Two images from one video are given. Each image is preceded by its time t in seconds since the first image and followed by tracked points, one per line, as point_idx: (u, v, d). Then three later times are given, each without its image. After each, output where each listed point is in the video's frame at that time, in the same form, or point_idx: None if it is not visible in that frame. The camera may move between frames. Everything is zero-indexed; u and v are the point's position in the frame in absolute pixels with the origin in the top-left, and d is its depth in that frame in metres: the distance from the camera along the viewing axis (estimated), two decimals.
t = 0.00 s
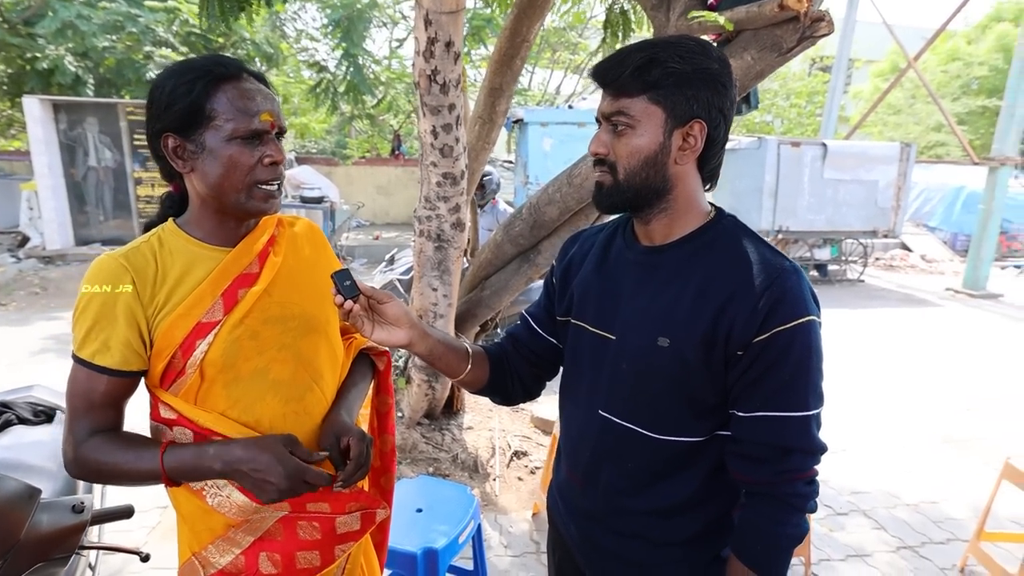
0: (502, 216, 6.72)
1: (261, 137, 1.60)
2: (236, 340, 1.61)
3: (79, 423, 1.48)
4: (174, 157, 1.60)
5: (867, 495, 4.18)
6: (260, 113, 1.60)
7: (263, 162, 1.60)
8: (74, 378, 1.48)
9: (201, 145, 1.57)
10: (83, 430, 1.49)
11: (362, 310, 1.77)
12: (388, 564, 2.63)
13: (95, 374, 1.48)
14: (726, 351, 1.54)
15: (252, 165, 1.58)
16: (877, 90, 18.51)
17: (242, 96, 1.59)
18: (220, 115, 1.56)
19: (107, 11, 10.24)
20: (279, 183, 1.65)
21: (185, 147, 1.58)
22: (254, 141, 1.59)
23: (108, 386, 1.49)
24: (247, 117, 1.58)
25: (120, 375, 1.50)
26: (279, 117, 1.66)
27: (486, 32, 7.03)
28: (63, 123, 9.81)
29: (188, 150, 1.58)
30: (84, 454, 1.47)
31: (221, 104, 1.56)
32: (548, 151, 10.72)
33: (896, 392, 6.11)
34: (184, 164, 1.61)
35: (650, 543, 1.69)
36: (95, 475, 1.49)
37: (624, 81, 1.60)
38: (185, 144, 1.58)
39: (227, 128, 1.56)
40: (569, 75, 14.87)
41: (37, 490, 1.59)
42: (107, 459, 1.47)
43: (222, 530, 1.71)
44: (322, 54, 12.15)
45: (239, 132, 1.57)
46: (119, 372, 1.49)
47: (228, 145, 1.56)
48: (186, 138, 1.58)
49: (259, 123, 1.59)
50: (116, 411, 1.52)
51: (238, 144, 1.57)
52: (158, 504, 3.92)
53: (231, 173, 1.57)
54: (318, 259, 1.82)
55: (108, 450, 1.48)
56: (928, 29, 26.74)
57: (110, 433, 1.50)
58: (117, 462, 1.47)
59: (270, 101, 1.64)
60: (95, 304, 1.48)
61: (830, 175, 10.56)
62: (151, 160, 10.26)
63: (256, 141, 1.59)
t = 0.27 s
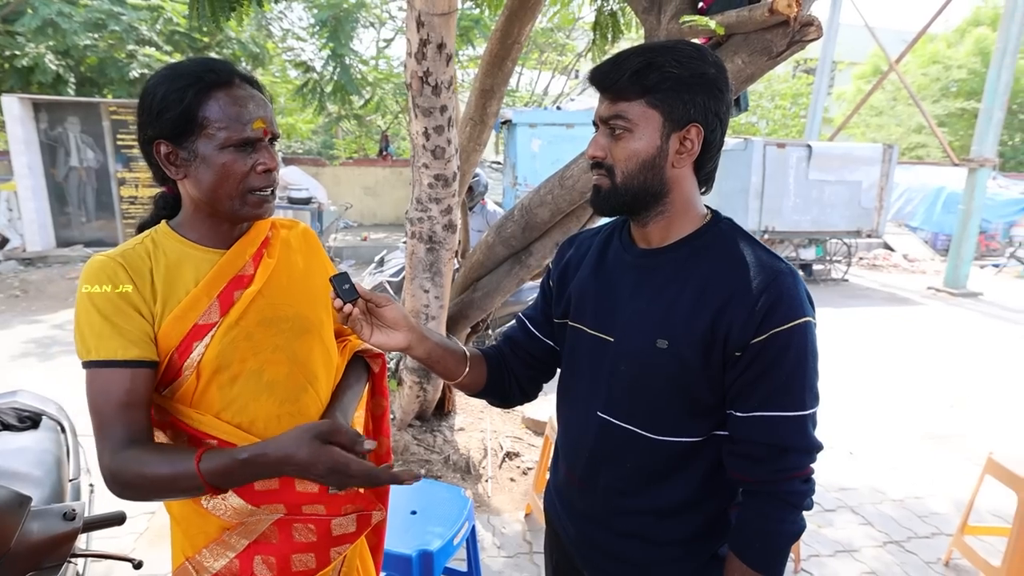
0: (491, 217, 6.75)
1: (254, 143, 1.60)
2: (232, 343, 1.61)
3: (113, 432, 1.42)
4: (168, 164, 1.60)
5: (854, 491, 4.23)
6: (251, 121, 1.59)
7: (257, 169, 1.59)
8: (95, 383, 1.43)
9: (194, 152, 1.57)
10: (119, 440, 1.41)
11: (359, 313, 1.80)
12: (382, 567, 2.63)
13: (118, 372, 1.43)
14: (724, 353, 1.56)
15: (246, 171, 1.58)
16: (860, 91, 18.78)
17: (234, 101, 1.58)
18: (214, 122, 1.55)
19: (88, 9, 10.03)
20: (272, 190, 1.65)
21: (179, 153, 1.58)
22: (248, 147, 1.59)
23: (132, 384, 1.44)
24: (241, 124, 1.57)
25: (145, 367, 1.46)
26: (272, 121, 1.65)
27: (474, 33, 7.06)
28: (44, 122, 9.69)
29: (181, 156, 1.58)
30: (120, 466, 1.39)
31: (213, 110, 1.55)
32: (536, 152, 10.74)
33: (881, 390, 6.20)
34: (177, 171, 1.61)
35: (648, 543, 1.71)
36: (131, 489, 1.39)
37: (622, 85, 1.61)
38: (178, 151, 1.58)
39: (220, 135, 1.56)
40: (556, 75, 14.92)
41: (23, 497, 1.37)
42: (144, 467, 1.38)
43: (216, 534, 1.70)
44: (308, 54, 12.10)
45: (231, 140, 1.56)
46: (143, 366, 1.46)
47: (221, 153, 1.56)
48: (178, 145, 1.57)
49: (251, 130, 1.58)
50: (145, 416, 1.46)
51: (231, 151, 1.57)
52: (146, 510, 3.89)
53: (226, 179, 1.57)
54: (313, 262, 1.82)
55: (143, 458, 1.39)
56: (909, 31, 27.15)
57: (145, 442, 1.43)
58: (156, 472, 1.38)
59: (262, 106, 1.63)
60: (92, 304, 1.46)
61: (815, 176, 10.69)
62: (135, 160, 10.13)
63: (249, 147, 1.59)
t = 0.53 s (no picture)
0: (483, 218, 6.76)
1: (255, 138, 1.59)
2: (232, 344, 1.59)
3: (97, 433, 1.41)
4: (169, 163, 1.58)
5: (845, 489, 4.27)
6: (252, 113, 1.59)
7: (260, 162, 1.59)
8: (85, 384, 1.43)
9: (195, 150, 1.55)
10: (102, 440, 1.41)
11: (358, 314, 1.82)
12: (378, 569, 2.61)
13: (110, 376, 1.43)
14: (723, 352, 1.57)
15: (249, 166, 1.57)
16: (846, 93, 18.99)
17: (235, 98, 1.57)
18: (215, 116, 1.55)
19: (74, 10, 9.91)
20: (278, 183, 1.64)
21: (179, 152, 1.57)
22: (249, 141, 1.59)
23: (123, 386, 1.44)
24: (242, 117, 1.57)
25: (137, 373, 1.45)
26: (271, 116, 1.65)
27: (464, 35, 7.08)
28: (30, 124, 9.60)
29: (182, 155, 1.57)
30: (104, 461, 1.39)
31: (212, 106, 1.55)
32: (526, 153, 10.75)
33: (870, 389, 6.27)
34: (178, 170, 1.59)
35: (648, 541, 1.71)
36: (115, 485, 1.40)
37: (621, 85, 1.62)
38: (179, 150, 1.56)
39: (221, 131, 1.55)
40: (545, 77, 14.96)
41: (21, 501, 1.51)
42: (131, 458, 1.39)
43: (217, 536, 1.69)
44: (297, 55, 12.06)
45: (233, 134, 1.55)
46: (135, 370, 1.45)
47: (223, 148, 1.55)
48: (179, 144, 1.56)
49: (252, 123, 1.58)
50: (132, 416, 1.46)
51: (233, 145, 1.56)
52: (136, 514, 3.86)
53: (229, 176, 1.57)
54: (310, 262, 1.81)
55: (128, 452, 1.39)
56: (893, 34, 27.46)
57: (128, 438, 1.43)
58: (140, 462, 1.39)
59: (261, 101, 1.63)
60: (93, 304, 1.44)
61: (802, 177, 10.78)
62: (122, 162, 10.02)
63: (251, 142, 1.59)
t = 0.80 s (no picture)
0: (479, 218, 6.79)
1: (261, 135, 1.59)
2: (229, 347, 1.59)
3: (61, 430, 1.44)
4: (172, 159, 1.57)
5: (838, 488, 4.30)
6: (260, 111, 1.60)
7: (264, 160, 1.58)
8: (60, 387, 1.44)
9: (200, 145, 1.55)
10: (65, 438, 1.45)
11: (359, 313, 1.80)
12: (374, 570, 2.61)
13: (82, 382, 1.44)
14: (723, 351, 1.58)
15: (253, 164, 1.57)
16: (836, 95, 19.16)
17: (240, 95, 1.58)
18: (220, 113, 1.55)
19: (63, 8, 9.83)
20: (280, 183, 1.64)
21: (183, 147, 1.56)
22: (254, 139, 1.58)
23: (94, 393, 1.45)
24: (247, 115, 1.57)
25: (106, 383, 1.46)
26: (275, 115, 1.65)
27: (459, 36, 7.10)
28: (18, 124, 9.54)
29: (186, 150, 1.56)
30: (67, 461, 1.43)
31: (220, 103, 1.55)
32: (520, 154, 10.77)
33: (861, 388, 6.31)
34: (180, 166, 1.58)
35: (647, 541, 1.72)
36: (76, 481, 1.45)
37: (621, 85, 1.63)
38: (183, 145, 1.56)
39: (227, 126, 1.55)
40: (538, 78, 14.99)
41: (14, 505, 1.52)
42: (93, 461, 1.43)
43: (216, 539, 1.67)
44: (289, 56, 12.04)
45: (240, 131, 1.56)
46: (107, 380, 1.46)
47: (229, 144, 1.55)
48: (184, 138, 1.55)
49: (260, 120, 1.59)
50: (100, 416, 1.48)
51: (238, 142, 1.56)
52: (129, 517, 3.83)
53: (231, 173, 1.56)
54: (309, 263, 1.80)
55: (93, 453, 1.44)
56: (882, 36, 27.72)
57: (92, 436, 1.46)
58: (102, 465, 1.44)
59: (265, 99, 1.64)
60: (89, 304, 1.44)
61: (794, 178, 10.84)
62: (113, 162, 9.93)
63: (256, 139, 1.59)
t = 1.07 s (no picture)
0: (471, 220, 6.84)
1: (260, 139, 1.63)
2: (227, 347, 1.62)
3: (60, 430, 1.47)
4: (171, 162, 1.60)
5: (828, 486, 4.36)
6: (260, 115, 1.64)
7: (264, 163, 1.62)
8: (58, 387, 1.47)
9: (201, 148, 1.58)
10: (63, 437, 1.48)
11: (358, 314, 1.83)
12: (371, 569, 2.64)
13: (79, 383, 1.47)
14: (719, 351, 1.62)
15: (252, 167, 1.61)
16: (826, 98, 19.32)
17: (241, 100, 1.62)
18: (221, 117, 1.58)
19: (60, 10, 9.84)
20: (278, 186, 1.67)
21: (183, 151, 1.59)
22: (255, 143, 1.62)
23: (91, 394, 1.48)
24: (248, 119, 1.61)
25: (103, 383, 1.49)
26: (276, 119, 1.69)
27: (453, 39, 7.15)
28: (13, 125, 9.51)
29: (186, 154, 1.59)
30: (66, 460, 1.47)
31: (221, 107, 1.59)
32: (514, 157, 10.81)
33: (852, 388, 6.38)
34: (180, 169, 1.61)
35: (644, 538, 1.76)
36: (73, 479, 1.48)
37: (619, 90, 1.67)
38: (183, 149, 1.59)
39: (228, 130, 1.58)
40: (531, 81, 15.08)
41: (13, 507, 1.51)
42: (91, 462, 1.47)
43: (213, 540, 1.70)
44: (285, 58, 12.07)
45: (241, 135, 1.59)
46: (103, 380, 1.49)
47: (229, 148, 1.58)
48: (184, 142, 1.58)
49: (260, 125, 1.63)
50: (98, 417, 1.52)
51: (239, 146, 1.59)
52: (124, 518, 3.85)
53: (232, 176, 1.59)
54: (308, 265, 1.83)
55: (90, 454, 1.47)
56: (869, 41, 28.03)
57: (89, 436, 1.49)
58: (99, 465, 1.47)
59: (265, 103, 1.68)
60: (88, 305, 1.47)
61: (785, 181, 10.94)
62: (108, 163, 9.93)
63: (256, 143, 1.62)
